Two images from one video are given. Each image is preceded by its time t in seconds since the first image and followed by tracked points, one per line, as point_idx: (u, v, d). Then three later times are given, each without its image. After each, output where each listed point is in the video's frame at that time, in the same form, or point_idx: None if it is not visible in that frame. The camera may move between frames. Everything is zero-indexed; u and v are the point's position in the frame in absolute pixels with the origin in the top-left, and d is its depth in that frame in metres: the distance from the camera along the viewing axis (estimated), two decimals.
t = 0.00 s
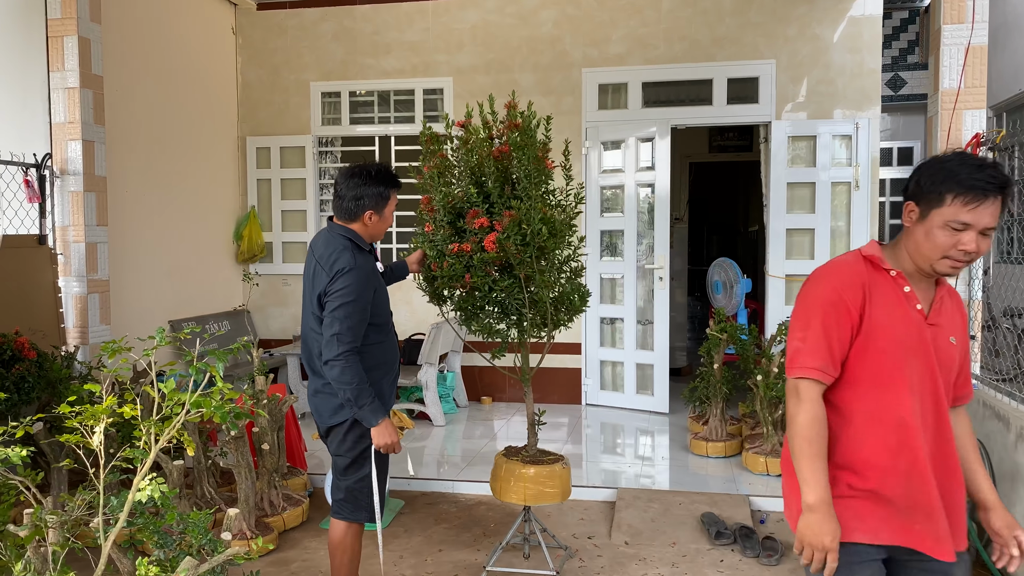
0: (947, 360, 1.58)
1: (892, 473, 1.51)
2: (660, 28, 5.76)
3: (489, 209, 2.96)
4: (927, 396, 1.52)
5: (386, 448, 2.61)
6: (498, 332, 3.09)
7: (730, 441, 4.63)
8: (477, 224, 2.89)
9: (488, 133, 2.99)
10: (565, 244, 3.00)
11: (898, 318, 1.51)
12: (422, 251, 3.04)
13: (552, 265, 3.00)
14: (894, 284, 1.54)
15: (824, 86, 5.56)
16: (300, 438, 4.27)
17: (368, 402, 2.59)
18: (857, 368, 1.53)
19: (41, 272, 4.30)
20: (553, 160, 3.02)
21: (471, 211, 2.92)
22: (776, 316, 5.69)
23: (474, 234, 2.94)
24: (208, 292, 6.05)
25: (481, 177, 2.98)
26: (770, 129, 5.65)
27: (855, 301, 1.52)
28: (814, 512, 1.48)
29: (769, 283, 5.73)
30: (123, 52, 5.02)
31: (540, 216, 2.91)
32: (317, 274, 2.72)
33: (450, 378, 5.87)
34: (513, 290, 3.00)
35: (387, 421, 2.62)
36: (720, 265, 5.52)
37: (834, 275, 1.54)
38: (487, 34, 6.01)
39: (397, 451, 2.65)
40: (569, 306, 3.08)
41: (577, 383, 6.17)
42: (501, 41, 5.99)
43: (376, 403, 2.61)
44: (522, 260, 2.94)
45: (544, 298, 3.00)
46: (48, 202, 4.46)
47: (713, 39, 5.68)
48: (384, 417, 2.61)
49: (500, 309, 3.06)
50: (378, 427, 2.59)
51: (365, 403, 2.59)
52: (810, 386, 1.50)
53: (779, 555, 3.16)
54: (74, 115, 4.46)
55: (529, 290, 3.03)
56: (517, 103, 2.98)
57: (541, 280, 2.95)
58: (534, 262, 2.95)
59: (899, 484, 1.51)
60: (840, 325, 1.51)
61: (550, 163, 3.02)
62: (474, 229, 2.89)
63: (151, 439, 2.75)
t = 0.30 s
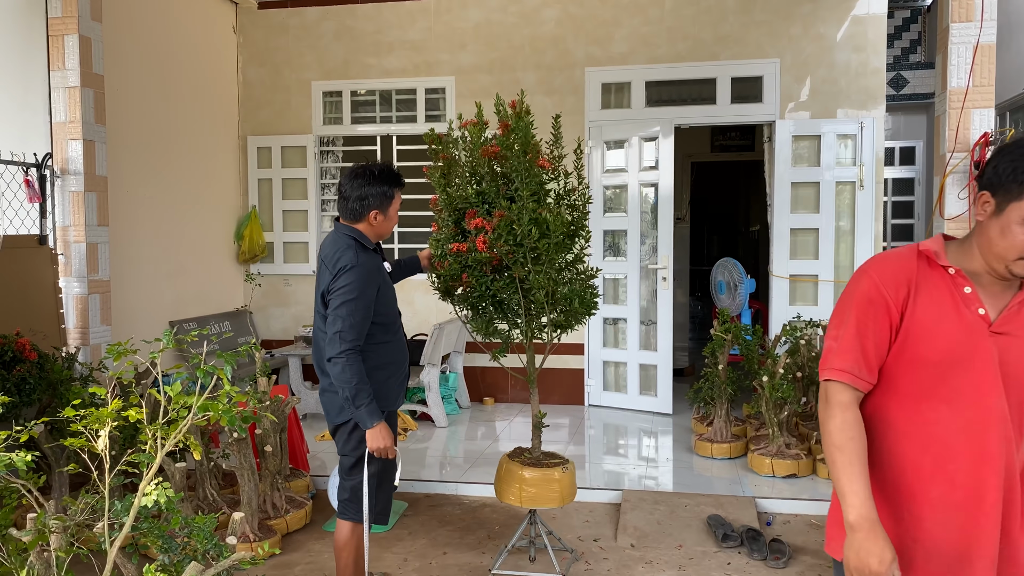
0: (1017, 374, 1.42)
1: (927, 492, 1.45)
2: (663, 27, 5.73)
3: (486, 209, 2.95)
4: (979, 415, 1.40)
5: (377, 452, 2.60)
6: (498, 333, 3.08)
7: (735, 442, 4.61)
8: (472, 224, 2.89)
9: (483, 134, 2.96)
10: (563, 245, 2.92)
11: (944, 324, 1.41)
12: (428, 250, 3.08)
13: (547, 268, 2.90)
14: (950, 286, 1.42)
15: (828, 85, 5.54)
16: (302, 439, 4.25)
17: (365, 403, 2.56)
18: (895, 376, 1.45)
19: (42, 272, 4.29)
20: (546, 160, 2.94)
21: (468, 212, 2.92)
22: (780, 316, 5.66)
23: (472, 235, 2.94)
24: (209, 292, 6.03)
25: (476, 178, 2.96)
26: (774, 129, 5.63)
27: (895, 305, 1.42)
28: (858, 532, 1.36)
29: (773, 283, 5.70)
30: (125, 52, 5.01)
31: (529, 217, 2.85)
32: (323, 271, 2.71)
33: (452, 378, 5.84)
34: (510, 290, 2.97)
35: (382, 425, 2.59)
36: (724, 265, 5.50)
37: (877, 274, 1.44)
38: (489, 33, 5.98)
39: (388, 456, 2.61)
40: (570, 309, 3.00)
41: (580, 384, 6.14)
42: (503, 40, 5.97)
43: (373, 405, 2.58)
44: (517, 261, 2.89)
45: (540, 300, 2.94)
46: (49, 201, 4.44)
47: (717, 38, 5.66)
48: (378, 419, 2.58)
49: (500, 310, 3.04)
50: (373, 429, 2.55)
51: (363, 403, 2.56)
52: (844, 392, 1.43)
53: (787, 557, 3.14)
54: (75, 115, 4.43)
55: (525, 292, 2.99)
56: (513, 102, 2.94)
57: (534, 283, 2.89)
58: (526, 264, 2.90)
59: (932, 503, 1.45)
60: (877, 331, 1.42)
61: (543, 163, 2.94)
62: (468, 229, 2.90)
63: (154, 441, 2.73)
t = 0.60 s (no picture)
0: None
1: (989, 541, 1.20)
2: (665, 25, 5.70)
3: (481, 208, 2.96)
4: None
5: (371, 446, 2.55)
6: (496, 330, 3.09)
7: (738, 443, 4.58)
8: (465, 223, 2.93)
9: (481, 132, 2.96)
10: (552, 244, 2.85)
11: (1007, 334, 1.16)
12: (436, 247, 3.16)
13: (534, 267, 2.87)
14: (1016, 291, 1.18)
15: (830, 84, 5.51)
16: (302, 440, 4.22)
17: (359, 397, 2.55)
18: (947, 398, 1.20)
19: (40, 273, 4.24)
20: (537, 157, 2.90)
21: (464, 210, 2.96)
22: (782, 316, 5.64)
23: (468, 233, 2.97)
24: (209, 292, 6.00)
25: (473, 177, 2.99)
26: (777, 128, 5.60)
27: (949, 313, 1.19)
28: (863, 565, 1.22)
29: (775, 282, 5.67)
30: (124, 51, 4.99)
31: (514, 216, 2.83)
32: (326, 269, 2.74)
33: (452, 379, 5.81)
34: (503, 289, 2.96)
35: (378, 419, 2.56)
36: (726, 265, 5.48)
37: (929, 277, 1.23)
38: (490, 32, 5.95)
39: (383, 450, 2.58)
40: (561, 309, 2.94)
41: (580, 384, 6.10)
42: (504, 38, 5.94)
43: (368, 399, 2.56)
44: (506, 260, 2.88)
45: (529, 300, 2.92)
46: (47, 201, 4.40)
47: (719, 37, 5.63)
48: (373, 414, 2.55)
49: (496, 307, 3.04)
50: (368, 423, 2.54)
51: (357, 397, 2.55)
52: (879, 411, 1.21)
53: (792, 560, 3.11)
54: (73, 114, 4.40)
55: (516, 291, 2.97)
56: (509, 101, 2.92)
57: (518, 281, 2.87)
58: (513, 262, 2.89)
59: (990, 556, 1.20)
60: (925, 343, 1.19)
61: (532, 160, 2.90)
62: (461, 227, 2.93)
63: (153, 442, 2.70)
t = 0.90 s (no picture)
0: None
1: None
2: (666, 24, 5.67)
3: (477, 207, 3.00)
4: None
5: (369, 434, 2.53)
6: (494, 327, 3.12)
7: (741, 444, 4.56)
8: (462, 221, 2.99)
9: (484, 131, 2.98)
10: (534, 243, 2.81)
11: None
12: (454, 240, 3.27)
13: (517, 269, 2.87)
14: None
15: (831, 83, 5.48)
16: (302, 441, 4.19)
17: (354, 387, 2.53)
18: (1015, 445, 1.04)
19: (38, 272, 4.21)
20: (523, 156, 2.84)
21: (464, 209, 3.02)
22: (783, 316, 5.61)
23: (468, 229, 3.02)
24: (207, 293, 5.96)
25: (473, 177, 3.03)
26: (778, 127, 5.57)
27: (1007, 339, 1.03)
28: None
29: (777, 282, 5.64)
30: (123, 48, 4.95)
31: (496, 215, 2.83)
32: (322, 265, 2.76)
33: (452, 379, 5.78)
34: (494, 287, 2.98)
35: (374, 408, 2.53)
36: (728, 265, 5.45)
37: (982, 295, 1.07)
38: (490, 31, 5.92)
39: (379, 439, 2.55)
40: (545, 310, 2.90)
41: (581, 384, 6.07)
42: (504, 37, 5.91)
43: (363, 389, 2.54)
44: (493, 258, 2.90)
45: (516, 298, 2.91)
46: (44, 200, 4.37)
47: (720, 36, 5.60)
48: (369, 403, 2.53)
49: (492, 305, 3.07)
50: (364, 413, 2.51)
51: (352, 388, 2.53)
52: (930, 455, 1.09)
53: (796, 562, 3.08)
54: (70, 112, 4.37)
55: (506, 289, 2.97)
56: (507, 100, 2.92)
57: (501, 281, 2.91)
58: (498, 262, 2.91)
59: None
60: (978, 373, 1.05)
61: (518, 159, 2.85)
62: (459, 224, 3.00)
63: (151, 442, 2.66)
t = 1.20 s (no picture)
0: None
1: None
2: (667, 21, 5.63)
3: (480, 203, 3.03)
4: None
5: (350, 430, 2.50)
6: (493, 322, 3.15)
7: (743, 445, 4.52)
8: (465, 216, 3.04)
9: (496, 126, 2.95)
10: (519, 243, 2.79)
11: None
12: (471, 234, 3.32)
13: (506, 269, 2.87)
14: None
15: (834, 81, 5.45)
16: (301, 442, 4.14)
17: (339, 381, 2.50)
18: None
19: (33, 272, 4.16)
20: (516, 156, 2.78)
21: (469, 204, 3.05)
22: (784, 316, 5.58)
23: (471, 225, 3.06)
24: (205, 293, 5.91)
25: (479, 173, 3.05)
26: (780, 125, 5.53)
27: None
28: None
29: (778, 282, 5.61)
30: (121, 46, 4.92)
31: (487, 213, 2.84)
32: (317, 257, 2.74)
33: (452, 380, 5.74)
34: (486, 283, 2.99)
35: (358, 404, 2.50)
36: (729, 265, 5.42)
37: None
38: (490, 29, 5.88)
39: (362, 434, 2.52)
40: (527, 310, 2.87)
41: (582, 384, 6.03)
42: (505, 34, 5.86)
43: (348, 383, 2.51)
44: (484, 255, 2.92)
45: (503, 296, 2.92)
46: (40, 199, 4.32)
47: (721, 34, 5.56)
48: (353, 398, 2.50)
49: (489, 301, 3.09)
50: (348, 409, 2.49)
51: (337, 381, 2.51)
52: None
53: (801, 565, 3.05)
54: (66, 110, 4.33)
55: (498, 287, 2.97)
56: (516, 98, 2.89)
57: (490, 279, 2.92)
58: (490, 260, 2.92)
59: None
60: None
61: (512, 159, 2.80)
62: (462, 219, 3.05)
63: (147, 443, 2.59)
